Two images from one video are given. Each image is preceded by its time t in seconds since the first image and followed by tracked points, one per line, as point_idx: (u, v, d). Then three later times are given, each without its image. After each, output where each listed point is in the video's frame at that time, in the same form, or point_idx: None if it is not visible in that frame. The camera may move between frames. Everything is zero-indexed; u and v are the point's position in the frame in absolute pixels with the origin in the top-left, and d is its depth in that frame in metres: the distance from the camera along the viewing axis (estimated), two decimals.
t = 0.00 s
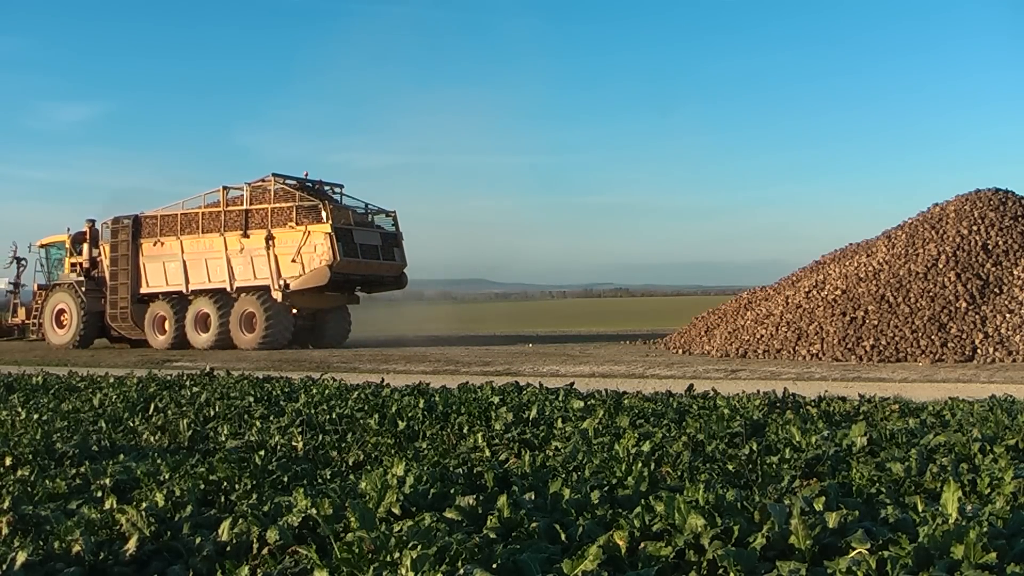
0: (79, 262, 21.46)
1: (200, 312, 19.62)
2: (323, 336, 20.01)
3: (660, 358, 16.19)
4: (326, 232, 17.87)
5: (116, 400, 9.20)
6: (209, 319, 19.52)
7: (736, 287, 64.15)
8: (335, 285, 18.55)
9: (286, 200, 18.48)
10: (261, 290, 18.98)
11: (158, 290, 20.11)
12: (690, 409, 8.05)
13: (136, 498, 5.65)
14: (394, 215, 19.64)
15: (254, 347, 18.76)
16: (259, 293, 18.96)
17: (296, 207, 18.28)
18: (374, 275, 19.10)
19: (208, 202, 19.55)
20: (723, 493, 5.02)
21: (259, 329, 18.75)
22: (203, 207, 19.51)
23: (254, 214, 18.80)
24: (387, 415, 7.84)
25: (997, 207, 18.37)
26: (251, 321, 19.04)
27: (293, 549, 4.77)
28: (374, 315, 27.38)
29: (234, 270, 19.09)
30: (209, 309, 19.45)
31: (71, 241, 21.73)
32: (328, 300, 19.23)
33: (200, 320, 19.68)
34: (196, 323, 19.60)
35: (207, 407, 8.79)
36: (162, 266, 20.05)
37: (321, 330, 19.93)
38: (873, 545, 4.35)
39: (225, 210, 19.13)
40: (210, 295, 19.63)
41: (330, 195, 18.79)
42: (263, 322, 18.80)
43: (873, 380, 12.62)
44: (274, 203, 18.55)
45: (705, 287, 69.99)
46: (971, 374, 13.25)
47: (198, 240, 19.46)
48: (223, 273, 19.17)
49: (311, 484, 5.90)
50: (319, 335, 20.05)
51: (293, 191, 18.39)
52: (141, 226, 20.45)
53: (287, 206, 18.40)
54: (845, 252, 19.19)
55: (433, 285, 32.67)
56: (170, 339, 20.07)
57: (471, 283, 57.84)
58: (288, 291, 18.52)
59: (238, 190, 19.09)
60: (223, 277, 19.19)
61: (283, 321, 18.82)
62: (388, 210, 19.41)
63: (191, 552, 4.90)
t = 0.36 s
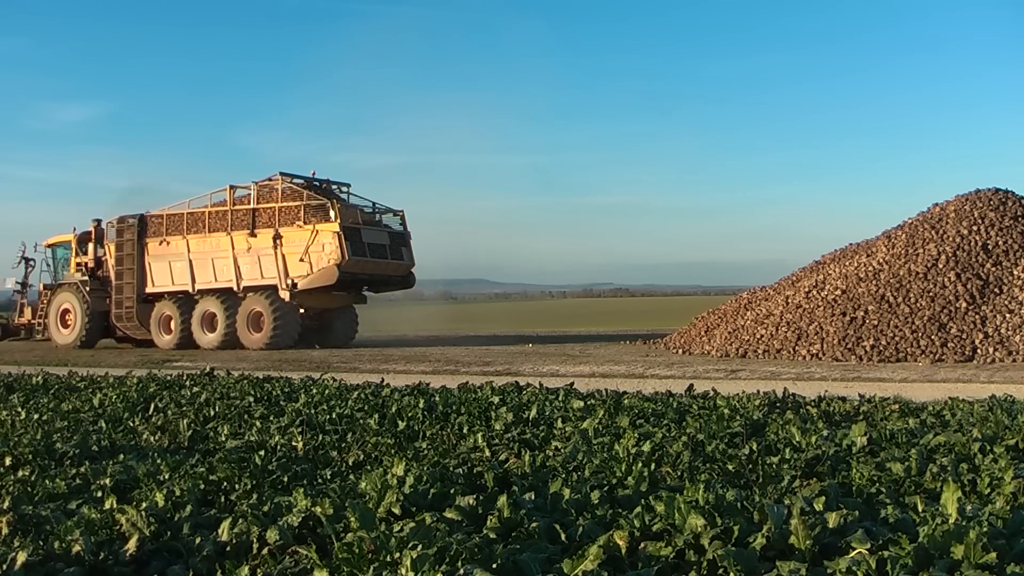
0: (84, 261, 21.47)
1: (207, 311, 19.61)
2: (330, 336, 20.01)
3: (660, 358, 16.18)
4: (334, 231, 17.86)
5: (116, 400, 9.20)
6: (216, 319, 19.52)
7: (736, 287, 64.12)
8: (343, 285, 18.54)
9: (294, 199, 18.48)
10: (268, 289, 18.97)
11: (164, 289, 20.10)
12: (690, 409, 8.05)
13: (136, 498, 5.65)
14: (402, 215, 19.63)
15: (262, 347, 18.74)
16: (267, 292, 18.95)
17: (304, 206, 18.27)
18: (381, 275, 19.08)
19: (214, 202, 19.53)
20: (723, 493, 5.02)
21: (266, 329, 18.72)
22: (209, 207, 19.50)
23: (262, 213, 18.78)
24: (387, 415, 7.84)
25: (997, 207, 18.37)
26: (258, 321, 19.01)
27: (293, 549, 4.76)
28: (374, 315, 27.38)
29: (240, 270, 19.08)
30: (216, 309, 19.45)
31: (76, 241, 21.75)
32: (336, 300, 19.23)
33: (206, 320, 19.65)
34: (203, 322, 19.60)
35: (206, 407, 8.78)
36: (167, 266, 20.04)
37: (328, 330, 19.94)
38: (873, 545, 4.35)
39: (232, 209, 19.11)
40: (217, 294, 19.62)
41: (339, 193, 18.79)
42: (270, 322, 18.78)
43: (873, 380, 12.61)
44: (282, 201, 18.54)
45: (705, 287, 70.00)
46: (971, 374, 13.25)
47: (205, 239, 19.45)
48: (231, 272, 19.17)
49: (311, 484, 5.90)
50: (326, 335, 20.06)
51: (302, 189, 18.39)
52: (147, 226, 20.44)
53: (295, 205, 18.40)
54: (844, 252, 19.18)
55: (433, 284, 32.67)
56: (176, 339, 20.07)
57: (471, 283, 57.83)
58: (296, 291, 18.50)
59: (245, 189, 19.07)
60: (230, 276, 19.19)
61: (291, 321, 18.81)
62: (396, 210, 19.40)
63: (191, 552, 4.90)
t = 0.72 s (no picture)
0: (91, 261, 21.48)
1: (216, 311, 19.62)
2: (341, 336, 20.01)
3: (660, 358, 16.18)
4: (346, 231, 17.83)
5: (116, 400, 9.21)
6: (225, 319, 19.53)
7: (737, 287, 64.11)
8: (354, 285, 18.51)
9: (304, 199, 18.45)
10: (279, 289, 18.97)
11: (171, 289, 20.11)
12: (690, 409, 8.05)
13: (136, 498, 5.65)
14: (412, 214, 19.60)
15: (272, 347, 18.74)
16: (277, 292, 18.94)
17: (315, 206, 18.25)
18: (393, 275, 19.04)
19: (223, 201, 19.52)
20: (723, 493, 5.02)
21: (277, 329, 18.72)
22: (218, 206, 19.49)
23: (272, 212, 18.76)
24: (387, 415, 7.84)
25: (997, 207, 18.37)
26: (268, 321, 19.01)
27: (293, 549, 4.76)
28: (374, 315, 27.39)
29: (250, 270, 19.06)
30: (225, 309, 19.45)
31: (83, 241, 21.76)
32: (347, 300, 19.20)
33: (215, 319, 19.65)
34: (212, 322, 19.61)
35: (206, 407, 8.78)
36: (176, 265, 20.03)
37: (338, 330, 19.94)
38: (873, 545, 4.35)
39: (241, 208, 19.10)
40: (226, 294, 19.62)
41: (350, 193, 18.76)
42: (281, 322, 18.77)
43: (873, 380, 12.61)
44: (293, 200, 18.51)
45: (705, 287, 70.03)
46: (971, 374, 13.25)
47: (214, 238, 19.44)
48: (240, 272, 19.16)
49: (311, 484, 5.90)
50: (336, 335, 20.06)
51: (313, 189, 18.35)
52: (154, 225, 20.43)
53: (306, 204, 18.37)
54: (844, 252, 19.18)
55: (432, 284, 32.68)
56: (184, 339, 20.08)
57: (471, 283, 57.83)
58: (307, 291, 18.49)
59: (255, 188, 19.05)
60: (240, 276, 19.18)
61: (301, 322, 18.79)
62: (407, 209, 19.36)
63: (191, 552, 4.90)
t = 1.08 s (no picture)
0: (99, 260, 21.47)
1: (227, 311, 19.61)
2: (353, 337, 19.97)
3: (659, 358, 16.19)
4: (359, 230, 17.78)
5: (116, 400, 9.21)
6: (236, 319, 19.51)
7: (737, 287, 64.11)
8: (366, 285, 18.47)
9: (317, 198, 18.43)
10: (290, 289, 18.91)
11: (180, 289, 20.10)
12: (690, 409, 8.05)
13: (136, 498, 5.65)
14: (424, 214, 19.56)
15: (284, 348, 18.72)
16: (289, 292, 18.89)
17: (327, 205, 18.22)
18: (406, 275, 18.98)
19: (233, 201, 19.51)
20: (723, 493, 5.02)
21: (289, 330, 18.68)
22: (229, 205, 19.48)
23: (283, 212, 18.75)
24: (387, 415, 7.84)
25: (997, 207, 18.37)
26: (280, 321, 18.97)
27: (293, 549, 4.76)
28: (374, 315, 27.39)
29: (261, 269, 19.02)
30: (236, 309, 19.43)
31: (91, 240, 21.76)
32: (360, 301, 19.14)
33: (227, 319, 19.65)
34: (222, 323, 19.61)
35: (207, 407, 8.79)
36: (185, 265, 20.02)
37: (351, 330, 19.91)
38: (873, 545, 4.35)
39: (252, 208, 19.09)
40: (236, 294, 19.59)
41: (362, 192, 18.73)
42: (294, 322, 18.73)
43: (873, 380, 12.62)
44: (305, 200, 18.49)
45: (705, 287, 70.05)
46: (971, 374, 13.25)
47: (224, 238, 19.42)
48: (251, 272, 19.12)
49: (311, 484, 5.90)
50: (349, 335, 20.04)
51: (325, 188, 18.32)
52: (163, 224, 20.42)
53: (319, 203, 18.34)
54: (844, 252, 19.18)
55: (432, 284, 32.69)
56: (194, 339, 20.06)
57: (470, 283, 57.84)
58: (319, 291, 18.42)
59: (266, 188, 19.02)
60: (251, 276, 19.14)
61: (315, 322, 18.73)
62: (419, 208, 19.32)
63: (191, 552, 4.90)
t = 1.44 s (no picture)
0: (107, 260, 21.45)
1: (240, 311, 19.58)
2: (368, 336, 19.96)
3: (659, 358, 16.19)
4: (375, 229, 17.73)
5: (116, 400, 9.20)
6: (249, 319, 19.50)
7: (737, 288, 64.06)
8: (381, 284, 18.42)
9: (331, 196, 18.36)
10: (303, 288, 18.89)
11: (191, 288, 20.08)
12: (690, 409, 8.05)
13: (136, 498, 5.65)
14: (438, 212, 19.50)
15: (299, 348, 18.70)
16: (303, 292, 18.86)
17: (342, 203, 18.15)
18: (421, 273, 18.92)
19: (244, 199, 19.45)
20: (723, 493, 5.02)
21: (303, 330, 18.64)
22: (240, 204, 19.45)
23: (296, 211, 18.70)
24: (387, 415, 7.84)
25: (997, 207, 18.37)
26: (293, 321, 18.93)
27: (293, 550, 4.76)
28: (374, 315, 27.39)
29: (274, 268, 18.99)
30: (249, 309, 19.39)
31: (100, 239, 21.73)
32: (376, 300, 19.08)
33: (239, 320, 19.63)
34: (234, 323, 19.58)
35: (207, 407, 8.78)
36: (196, 264, 19.99)
37: (365, 330, 19.90)
38: (873, 545, 4.35)
39: (264, 207, 19.03)
40: (249, 293, 19.58)
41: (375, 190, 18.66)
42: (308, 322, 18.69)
43: (873, 380, 12.62)
44: (318, 199, 18.41)
45: (705, 287, 70.06)
46: (971, 374, 13.25)
47: (236, 237, 19.38)
48: (264, 271, 19.10)
49: (311, 484, 5.90)
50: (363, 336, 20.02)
51: (339, 186, 18.24)
52: (172, 223, 20.40)
53: (332, 202, 18.27)
54: (844, 252, 19.18)
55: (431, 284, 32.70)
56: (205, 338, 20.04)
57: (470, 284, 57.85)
58: (334, 289, 18.39)
59: (277, 186, 18.97)
60: (263, 275, 19.11)
61: (329, 322, 18.69)
62: (432, 206, 19.27)
63: (191, 552, 4.90)
